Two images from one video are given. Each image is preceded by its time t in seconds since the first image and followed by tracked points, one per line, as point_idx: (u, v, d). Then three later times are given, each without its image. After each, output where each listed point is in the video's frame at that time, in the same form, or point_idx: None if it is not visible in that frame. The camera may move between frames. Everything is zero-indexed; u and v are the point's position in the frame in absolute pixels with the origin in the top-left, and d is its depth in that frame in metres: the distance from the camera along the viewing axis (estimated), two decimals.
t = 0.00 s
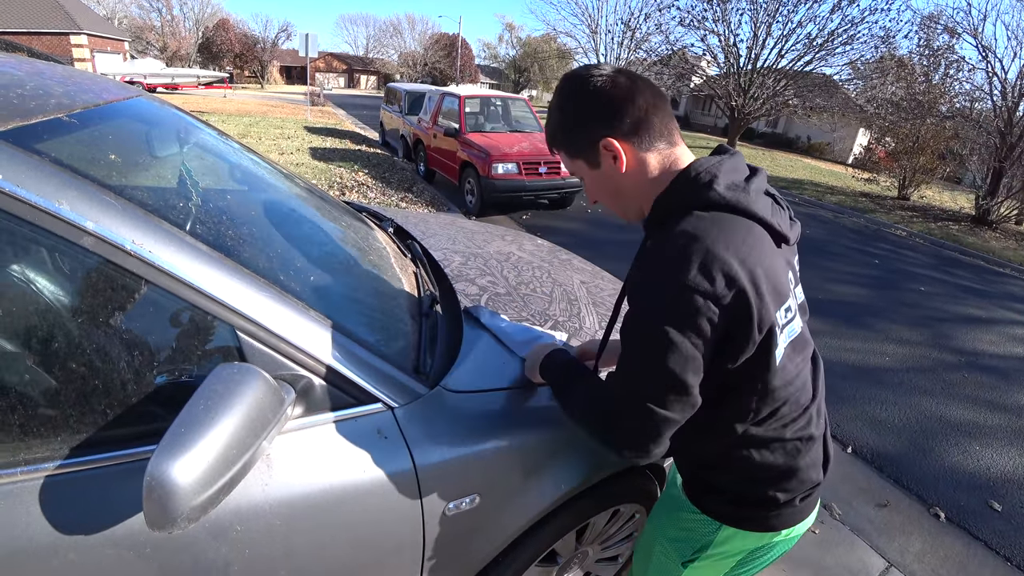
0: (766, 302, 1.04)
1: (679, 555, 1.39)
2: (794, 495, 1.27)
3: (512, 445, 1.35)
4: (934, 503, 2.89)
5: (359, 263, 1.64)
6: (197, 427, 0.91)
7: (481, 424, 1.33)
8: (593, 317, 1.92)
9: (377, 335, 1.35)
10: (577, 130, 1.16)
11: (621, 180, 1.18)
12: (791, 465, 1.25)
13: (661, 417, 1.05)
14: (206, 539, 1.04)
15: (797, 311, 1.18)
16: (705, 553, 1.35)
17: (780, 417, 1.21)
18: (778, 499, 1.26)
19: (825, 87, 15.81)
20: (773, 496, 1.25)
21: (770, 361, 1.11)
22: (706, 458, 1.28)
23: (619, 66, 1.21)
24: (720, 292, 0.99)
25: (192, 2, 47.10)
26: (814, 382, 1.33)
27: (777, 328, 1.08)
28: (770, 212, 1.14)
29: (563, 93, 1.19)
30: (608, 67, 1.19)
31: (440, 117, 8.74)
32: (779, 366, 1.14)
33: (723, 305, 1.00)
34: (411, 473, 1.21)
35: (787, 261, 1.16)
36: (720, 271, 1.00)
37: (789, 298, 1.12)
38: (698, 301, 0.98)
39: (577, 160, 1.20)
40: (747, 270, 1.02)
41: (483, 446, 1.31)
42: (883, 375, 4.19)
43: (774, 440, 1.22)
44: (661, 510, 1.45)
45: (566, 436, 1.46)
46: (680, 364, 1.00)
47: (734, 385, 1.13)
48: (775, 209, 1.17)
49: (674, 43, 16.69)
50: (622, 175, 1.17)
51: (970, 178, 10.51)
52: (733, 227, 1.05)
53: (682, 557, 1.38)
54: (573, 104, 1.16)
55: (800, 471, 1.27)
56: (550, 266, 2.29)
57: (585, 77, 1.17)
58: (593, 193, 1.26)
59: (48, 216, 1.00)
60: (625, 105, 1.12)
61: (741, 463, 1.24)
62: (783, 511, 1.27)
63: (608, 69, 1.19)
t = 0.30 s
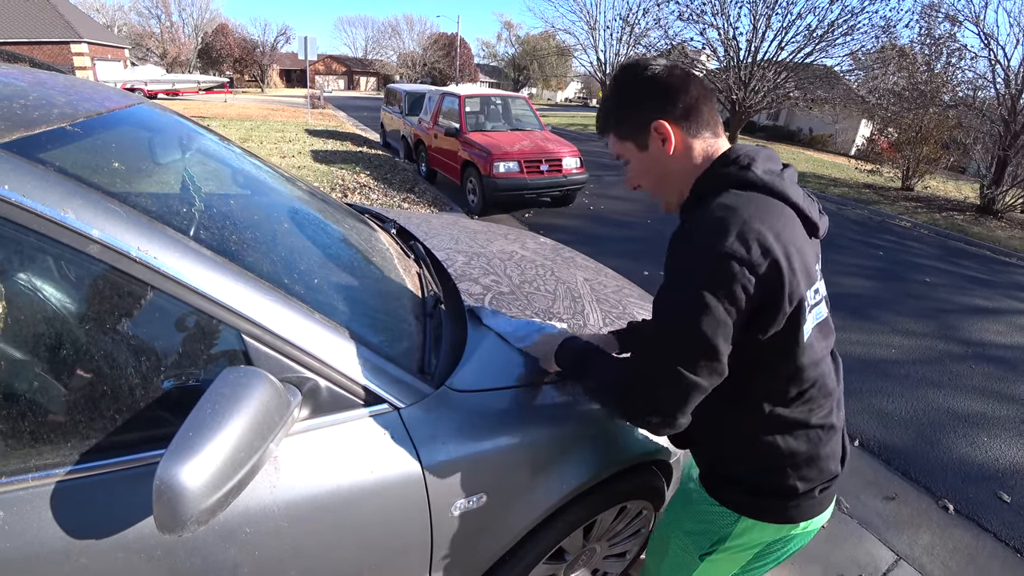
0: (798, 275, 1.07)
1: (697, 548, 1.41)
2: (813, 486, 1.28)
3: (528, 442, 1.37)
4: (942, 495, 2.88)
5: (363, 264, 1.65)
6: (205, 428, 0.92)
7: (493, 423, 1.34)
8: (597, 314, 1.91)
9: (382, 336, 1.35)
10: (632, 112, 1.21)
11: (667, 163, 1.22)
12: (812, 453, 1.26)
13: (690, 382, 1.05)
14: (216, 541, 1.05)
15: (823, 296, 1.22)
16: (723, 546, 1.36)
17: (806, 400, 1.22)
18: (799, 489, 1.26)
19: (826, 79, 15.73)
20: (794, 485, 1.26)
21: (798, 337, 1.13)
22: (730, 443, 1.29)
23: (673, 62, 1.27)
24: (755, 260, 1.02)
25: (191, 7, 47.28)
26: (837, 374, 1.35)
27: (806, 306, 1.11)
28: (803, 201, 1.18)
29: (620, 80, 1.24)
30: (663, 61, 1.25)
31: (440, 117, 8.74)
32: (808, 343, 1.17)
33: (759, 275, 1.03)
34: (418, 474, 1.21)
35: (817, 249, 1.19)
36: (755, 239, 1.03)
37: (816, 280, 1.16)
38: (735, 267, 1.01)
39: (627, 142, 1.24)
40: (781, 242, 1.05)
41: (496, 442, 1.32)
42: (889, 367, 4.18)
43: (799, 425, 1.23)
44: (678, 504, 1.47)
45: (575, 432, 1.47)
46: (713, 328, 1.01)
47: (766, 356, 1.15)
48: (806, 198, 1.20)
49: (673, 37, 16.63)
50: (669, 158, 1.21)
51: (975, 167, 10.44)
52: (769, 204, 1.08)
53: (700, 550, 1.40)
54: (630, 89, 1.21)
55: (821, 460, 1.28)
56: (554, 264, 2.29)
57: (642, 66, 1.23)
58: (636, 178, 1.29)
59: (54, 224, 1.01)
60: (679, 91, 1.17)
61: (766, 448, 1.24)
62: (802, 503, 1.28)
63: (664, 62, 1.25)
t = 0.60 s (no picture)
0: (816, 271, 1.08)
1: (708, 539, 1.41)
2: (822, 473, 1.30)
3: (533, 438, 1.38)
4: (945, 493, 2.87)
5: (364, 263, 1.65)
6: (206, 429, 0.92)
7: (500, 420, 1.35)
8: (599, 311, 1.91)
9: (383, 335, 1.35)
10: (663, 104, 1.15)
11: (692, 159, 1.19)
12: (822, 440, 1.27)
13: (701, 372, 1.06)
14: (217, 541, 1.06)
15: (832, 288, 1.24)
16: (732, 535, 1.37)
17: (817, 391, 1.24)
18: (808, 477, 1.28)
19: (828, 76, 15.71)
20: (805, 472, 1.27)
21: (811, 329, 1.14)
22: (739, 431, 1.29)
23: (693, 54, 1.24)
24: (778, 260, 1.02)
25: (193, 6, 47.33)
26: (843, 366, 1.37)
27: (820, 300, 1.13)
28: (817, 199, 1.19)
29: (649, 71, 1.18)
30: (685, 53, 1.21)
31: (441, 115, 8.74)
32: (818, 335, 1.19)
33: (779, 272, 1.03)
34: (421, 471, 1.22)
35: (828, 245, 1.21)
36: (779, 238, 1.03)
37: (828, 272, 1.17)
38: (756, 263, 1.01)
39: (652, 135, 1.19)
40: (803, 243, 1.06)
41: (506, 437, 1.34)
42: (891, 364, 4.17)
43: (809, 414, 1.25)
44: (686, 496, 1.47)
45: (577, 430, 1.47)
46: (730, 322, 1.02)
47: (782, 349, 1.15)
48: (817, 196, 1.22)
49: (675, 35, 16.59)
50: (696, 155, 1.19)
51: (977, 164, 10.42)
52: (791, 204, 1.09)
53: (710, 540, 1.40)
54: (662, 81, 1.16)
55: (829, 448, 1.29)
56: (555, 262, 2.28)
57: (670, 58, 1.19)
58: (656, 173, 1.25)
59: (56, 225, 1.01)
60: (710, 88, 1.15)
61: (776, 437, 1.25)
62: (811, 490, 1.30)
63: (687, 54, 1.21)
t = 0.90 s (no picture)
0: (815, 271, 1.09)
1: (716, 536, 1.41)
2: (826, 465, 1.30)
3: (534, 436, 1.38)
4: (946, 493, 2.87)
5: (363, 262, 1.66)
6: (207, 430, 0.92)
7: (500, 418, 1.35)
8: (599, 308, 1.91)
9: (384, 335, 1.35)
10: (661, 112, 1.15)
11: (689, 166, 1.19)
12: (824, 433, 1.28)
13: (693, 369, 1.08)
14: (218, 540, 1.06)
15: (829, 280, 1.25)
16: (740, 531, 1.37)
17: (819, 384, 1.24)
18: (812, 469, 1.28)
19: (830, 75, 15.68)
20: (809, 465, 1.28)
21: (811, 325, 1.15)
22: (743, 426, 1.29)
23: (688, 56, 1.23)
24: (775, 266, 1.03)
25: (193, 6, 47.34)
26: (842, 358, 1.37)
27: (818, 297, 1.14)
28: (812, 197, 1.20)
29: (647, 76, 1.17)
30: (680, 55, 1.20)
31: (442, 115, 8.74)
32: (818, 330, 1.19)
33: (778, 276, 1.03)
34: (423, 471, 1.22)
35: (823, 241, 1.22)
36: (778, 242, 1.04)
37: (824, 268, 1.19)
38: (754, 267, 1.02)
39: (650, 143, 1.18)
40: (801, 246, 1.06)
41: (508, 436, 1.34)
42: (892, 364, 4.17)
43: (811, 408, 1.25)
44: (692, 495, 1.47)
45: (578, 429, 1.47)
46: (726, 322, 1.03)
47: (782, 346, 1.16)
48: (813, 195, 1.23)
49: (676, 34, 16.55)
50: (693, 162, 1.18)
51: (979, 163, 10.39)
52: (790, 206, 1.09)
53: (718, 537, 1.41)
54: (660, 87, 1.15)
55: (833, 440, 1.29)
56: (555, 262, 2.29)
57: (666, 63, 1.18)
58: (653, 178, 1.24)
59: (58, 226, 1.02)
60: (708, 94, 1.14)
61: (780, 432, 1.26)
62: (816, 483, 1.30)
63: (682, 57, 1.20)
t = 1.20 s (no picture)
0: (811, 290, 1.10)
1: (711, 534, 1.42)
2: (823, 472, 1.31)
3: (535, 439, 1.39)
4: (946, 494, 2.88)
5: (364, 264, 1.67)
6: (215, 429, 0.93)
7: (499, 420, 1.36)
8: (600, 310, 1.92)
9: (385, 337, 1.36)
10: (642, 130, 1.15)
11: (676, 182, 1.20)
12: (820, 441, 1.29)
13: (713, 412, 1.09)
14: (222, 541, 1.07)
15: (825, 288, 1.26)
16: (735, 530, 1.38)
17: (810, 397, 1.25)
18: (811, 475, 1.29)
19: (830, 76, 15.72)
20: (808, 472, 1.29)
21: (805, 345, 1.17)
22: (738, 437, 1.32)
23: (672, 71, 1.21)
24: (776, 294, 1.05)
25: (194, 6, 47.39)
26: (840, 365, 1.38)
27: (815, 313, 1.14)
28: (805, 210, 1.20)
29: (628, 94, 1.17)
30: (663, 70, 1.19)
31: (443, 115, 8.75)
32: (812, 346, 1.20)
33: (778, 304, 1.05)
34: (423, 473, 1.22)
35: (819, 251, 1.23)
36: (776, 271, 1.05)
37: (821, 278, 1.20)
38: (756, 300, 1.03)
39: (635, 160, 1.19)
40: (799, 269, 1.08)
41: (507, 440, 1.34)
42: (892, 365, 4.18)
43: (804, 418, 1.26)
44: (689, 494, 1.48)
45: (579, 431, 1.48)
46: (738, 359, 1.05)
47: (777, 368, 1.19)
48: (808, 206, 1.24)
49: (676, 34, 16.54)
50: (680, 177, 1.19)
51: (979, 164, 10.40)
52: (781, 228, 1.10)
53: (712, 536, 1.42)
54: (641, 105, 1.15)
55: (829, 448, 1.30)
56: (556, 264, 2.29)
57: (649, 79, 1.17)
58: (643, 194, 1.25)
59: (63, 229, 1.02)
60: (690, 111, 1.14)
61: (774, 440, 1.27)
62: (814, 487, 1.31)
63: (666, 72, 1.19)
